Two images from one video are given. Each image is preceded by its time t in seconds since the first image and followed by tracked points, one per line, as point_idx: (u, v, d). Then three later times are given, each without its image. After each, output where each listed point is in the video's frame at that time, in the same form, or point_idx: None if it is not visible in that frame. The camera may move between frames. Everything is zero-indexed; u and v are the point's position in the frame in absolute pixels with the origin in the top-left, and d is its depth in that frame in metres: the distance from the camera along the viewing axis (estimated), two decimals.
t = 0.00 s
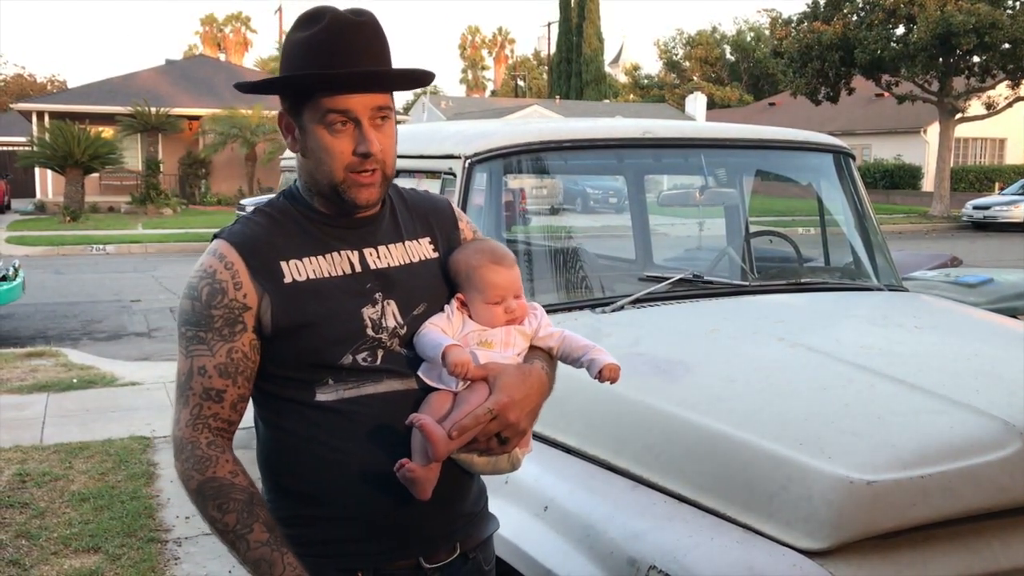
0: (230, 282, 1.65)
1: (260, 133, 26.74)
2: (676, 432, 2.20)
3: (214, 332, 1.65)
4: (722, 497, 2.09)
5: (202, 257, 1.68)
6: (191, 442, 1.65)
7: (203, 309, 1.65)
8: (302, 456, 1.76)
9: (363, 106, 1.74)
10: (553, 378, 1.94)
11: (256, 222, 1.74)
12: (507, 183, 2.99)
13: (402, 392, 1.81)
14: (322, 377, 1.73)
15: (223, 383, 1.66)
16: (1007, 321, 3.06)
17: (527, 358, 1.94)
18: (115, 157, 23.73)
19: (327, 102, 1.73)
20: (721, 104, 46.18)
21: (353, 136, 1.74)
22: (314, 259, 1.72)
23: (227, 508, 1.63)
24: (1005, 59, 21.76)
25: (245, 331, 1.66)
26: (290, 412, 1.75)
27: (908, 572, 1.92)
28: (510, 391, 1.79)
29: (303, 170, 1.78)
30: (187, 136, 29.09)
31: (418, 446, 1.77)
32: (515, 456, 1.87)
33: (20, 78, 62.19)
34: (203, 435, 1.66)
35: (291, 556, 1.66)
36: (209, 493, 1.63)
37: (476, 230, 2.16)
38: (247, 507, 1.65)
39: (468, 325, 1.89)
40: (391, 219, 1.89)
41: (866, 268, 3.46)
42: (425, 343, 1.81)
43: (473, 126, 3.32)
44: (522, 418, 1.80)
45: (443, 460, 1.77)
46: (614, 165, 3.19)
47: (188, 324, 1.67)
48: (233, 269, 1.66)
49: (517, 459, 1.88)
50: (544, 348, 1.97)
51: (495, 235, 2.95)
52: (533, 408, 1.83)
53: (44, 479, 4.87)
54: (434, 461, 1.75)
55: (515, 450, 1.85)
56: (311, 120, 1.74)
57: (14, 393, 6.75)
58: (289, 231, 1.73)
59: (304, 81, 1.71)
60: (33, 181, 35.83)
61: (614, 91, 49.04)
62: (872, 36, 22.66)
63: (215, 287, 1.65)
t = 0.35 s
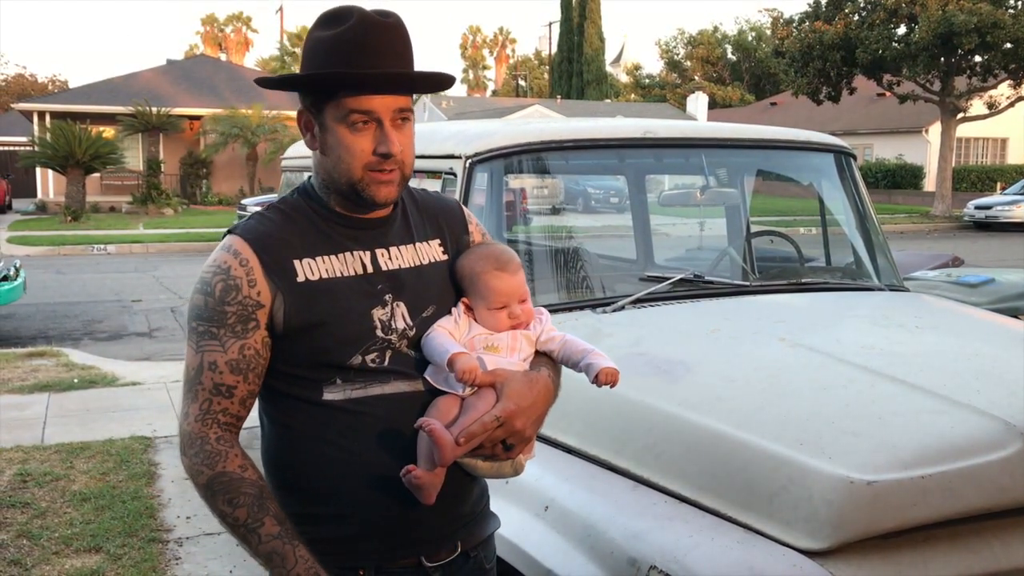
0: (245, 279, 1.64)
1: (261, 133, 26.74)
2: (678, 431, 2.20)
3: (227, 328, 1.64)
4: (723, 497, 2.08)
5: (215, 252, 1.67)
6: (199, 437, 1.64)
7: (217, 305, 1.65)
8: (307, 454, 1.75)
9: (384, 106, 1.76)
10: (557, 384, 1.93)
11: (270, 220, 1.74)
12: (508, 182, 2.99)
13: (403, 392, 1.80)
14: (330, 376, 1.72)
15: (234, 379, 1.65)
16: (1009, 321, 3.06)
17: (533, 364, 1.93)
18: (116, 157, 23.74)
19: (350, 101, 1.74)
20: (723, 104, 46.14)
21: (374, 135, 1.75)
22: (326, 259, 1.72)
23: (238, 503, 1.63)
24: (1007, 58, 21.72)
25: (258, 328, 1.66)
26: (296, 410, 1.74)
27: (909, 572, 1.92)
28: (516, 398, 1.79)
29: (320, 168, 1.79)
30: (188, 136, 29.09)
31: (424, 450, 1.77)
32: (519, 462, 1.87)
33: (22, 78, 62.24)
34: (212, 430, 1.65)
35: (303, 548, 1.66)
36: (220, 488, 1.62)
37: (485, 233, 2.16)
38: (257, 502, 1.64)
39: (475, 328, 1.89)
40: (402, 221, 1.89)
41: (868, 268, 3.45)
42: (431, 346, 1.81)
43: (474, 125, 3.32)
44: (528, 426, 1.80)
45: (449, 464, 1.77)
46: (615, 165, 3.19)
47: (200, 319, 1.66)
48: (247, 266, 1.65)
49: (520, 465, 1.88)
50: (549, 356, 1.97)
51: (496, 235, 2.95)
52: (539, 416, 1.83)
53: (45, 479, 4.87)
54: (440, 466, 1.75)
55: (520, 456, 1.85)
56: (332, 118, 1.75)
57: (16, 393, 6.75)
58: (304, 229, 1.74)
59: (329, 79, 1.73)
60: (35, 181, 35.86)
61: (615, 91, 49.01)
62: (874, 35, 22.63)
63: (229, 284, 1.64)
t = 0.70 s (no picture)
0: (247, 276, 1.65)
1: (262, 133, 26.75)
2: (678, 430, 2.21)
3: (228, 324, 1.65)
4: (723, 497, 2.09)
5: (217, 251, 1.68)
6: (204, 432, 1.63)
7: (219, 302, 1.65)
8: (307, 453, 1.76)
9: (391, 111, 1.77)
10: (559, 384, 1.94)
11: (272, 218, 1.75)
12: (509, 182, 2.99)
13: (404, 391, 1.80)
14: (330, 373, 1.73)
15: (237, 374, 1.65)
16: (1009, 320, 3.06)
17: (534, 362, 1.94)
18: (118, 156, 23.75)
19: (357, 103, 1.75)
20: (723, 104, 46.15)
21: (378, 138, 1.76)
22: (327, 257, 1.73)
23: (247, 488, 1.60)
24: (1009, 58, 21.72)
25: (260, 324, 1.66)
26: (296, 408, 1.75)
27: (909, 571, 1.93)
28: (516, 397, 1.81)
29: (323, 167, 1.80)
30: (189, 136, 29.10)
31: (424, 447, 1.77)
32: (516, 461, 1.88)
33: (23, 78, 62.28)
34: (216, 424, 1.64)
35: (317, 520, 1.63)
36: (228, 475, 1.60)
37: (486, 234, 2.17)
38: (267, 483, 1.61)
39: (476, 326, 1.90)
40: (402, 220, 1.90)
41: (869, 268, 3.46)
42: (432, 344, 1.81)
43: (476, 126, 3.33)
44: (527, 425, 1.82)
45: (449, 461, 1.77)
46: (615, 164, 3.19)
47: (202, 316, 1.66)
48: (249, 263, 1.66)
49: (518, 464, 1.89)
50: (549, 355, 1.98)
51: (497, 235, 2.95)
52: (538, 415, 1.84)
53: (47, 478, 4.88)
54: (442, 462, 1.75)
55: (518, 455, 1.86)
56: (337, 118, 1.76)
57: (18, 393, 6.76)
58: (304, 228, 1.75)
59: (338, 80, 1.73)
60: (36, 180, 35.87)
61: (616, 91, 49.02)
62: (875, 35, 22.63)
63: (231, 280, 1.65)
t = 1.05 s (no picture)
0: (248, 277, 1.66)
1: (262, 133, 26.76)
2: (677, 429, 2.21)
3: (230, 325, 1.66)
4: (723, 496, 2.09)
5: (220, 253, 1.70)
6: (208, 430, 1.64)
7: (220, 303, 1.67)
8: (311, 451, 1.76)
9: (384, 105, 1.77)
10: (562, 388, 1.94)
11: (273, 220, 1.76)
12: (511, 182, 3.00)
13: (405, 389, 1.80)
14: (333, 372, 1.74)
15: (239, 374, 1.66)
16: (1010, 320, 3.06)
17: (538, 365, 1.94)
18: (119, 156, 23.75)
19: (350, 98, 1.76)
20: (724, 103, 46.15)
21: (372, 134, 1.77)
22: (328, 257, 1.74)
23: (255, 480, 1.60)
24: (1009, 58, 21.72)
25: (261, 324, 1.67)
26: (299, 408, 1.76)
27: (909, 571, 1.93)
28: (517, 403, 1.78)
29: (322, 167, 1.81)
30: (190, 136, 29.11)
31: (422, 454, 1.76)
32: (517, 466, 1.86)
33: (24, 77, 62.32)
34: (220, 422, 1.65)
35: (328, 504, 1.63)
36: (236, 469, 1.60)
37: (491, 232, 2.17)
38: (275, 473, 1.62)
39: (480, 328, 1.90)
40: (405, 219, 1.91)
41: (869, 267, 3.46)
42: (436, 348, 1.82)
43: (477, 125, 3.33)
44: (527, 432, 1.79)
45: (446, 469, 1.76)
46: (616, 164, 3.18)
47: (205, 317, 1.68)
48: (250, 265, 1.67)
49: (520, 469, 1.87)
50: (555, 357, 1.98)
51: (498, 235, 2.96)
52: (539, 421, 1.82)
53: (48, 478, 4.88)
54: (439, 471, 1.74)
55: (519, 461, 1.84)
56: (332, 115, 1.77)
57: (19, 392, 6.76)
58: (304, 229, 1.75)
59: (330, 74, 1.75)
60: (36, 180, 35.89)
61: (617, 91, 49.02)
62: (875, 34, 22.62)
63: (232, 282, 1.66)
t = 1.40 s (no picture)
0: (256, 271, 1.66)
1: (263, 133, 26.76)
2: (679, 429, 2.21)
3: (237, 318, 1.65)
4: (724, 496, 2.09)
5: (228, 246, 1.69)
6: (211, 424, 1.63)
7: (228, 296, 1.66)
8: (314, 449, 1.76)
9: (388, 90, 1.78)
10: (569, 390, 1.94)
11: (282, 214, 1.76)
12: (512, 182, 3.00)
13: (409, 388, 1.80)
14: (341, 369, 1.73)
15: (244, 368, 1.66)
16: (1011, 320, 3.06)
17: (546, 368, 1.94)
18: (120, 156, 23.75)
19: (355, 85, 1.78)
20: (725, 103, 46.16)
21: (377, 120, 1.77)
22: (338, 253, 1.74)
23: (255, 480, 1.60)
24: (1010, 58, 21.72)
25: (268, 319, 1.67)
26: (304, 405, 1.75)
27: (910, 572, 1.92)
28: (526, 402, 1.79)
29: (331, 159, 1.82)
30: (191, 136, 29.12)
31: (431, 457, 1.76)
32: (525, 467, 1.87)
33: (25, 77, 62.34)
34: (222, 416, 1.64)
35: (325, 511, 1.64)
36: (235, 468, 1.60)
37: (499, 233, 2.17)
38: (275, 475, 1.62)
39: (490, 326, 1.91)
40: (415, 216, 1.91)
41: (870, 268, 3.46)
42: (445, 347, 1.82)
43: (478, 125, 3.33)
44: (536, 431, 1.80)
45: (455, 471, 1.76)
46: (617, 164, 3.17)
47: (212, 310, 1.67)
48: (258, 259, 1.67)
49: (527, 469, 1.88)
50: (562, 360, 1.98)
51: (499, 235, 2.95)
52: (547, 420, 1.83)
53: (49, 478, 4.89)
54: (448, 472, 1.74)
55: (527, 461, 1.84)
56: (339, 103, 1.79)
57: (20, 392, 6.77)
58: (314, 223, 1.75)
59: (335, 61, 1.77)
60: (37, 180, 35.90)
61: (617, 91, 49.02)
62: (876, 35, 22.62)
63: (240, 275, 1.65)
